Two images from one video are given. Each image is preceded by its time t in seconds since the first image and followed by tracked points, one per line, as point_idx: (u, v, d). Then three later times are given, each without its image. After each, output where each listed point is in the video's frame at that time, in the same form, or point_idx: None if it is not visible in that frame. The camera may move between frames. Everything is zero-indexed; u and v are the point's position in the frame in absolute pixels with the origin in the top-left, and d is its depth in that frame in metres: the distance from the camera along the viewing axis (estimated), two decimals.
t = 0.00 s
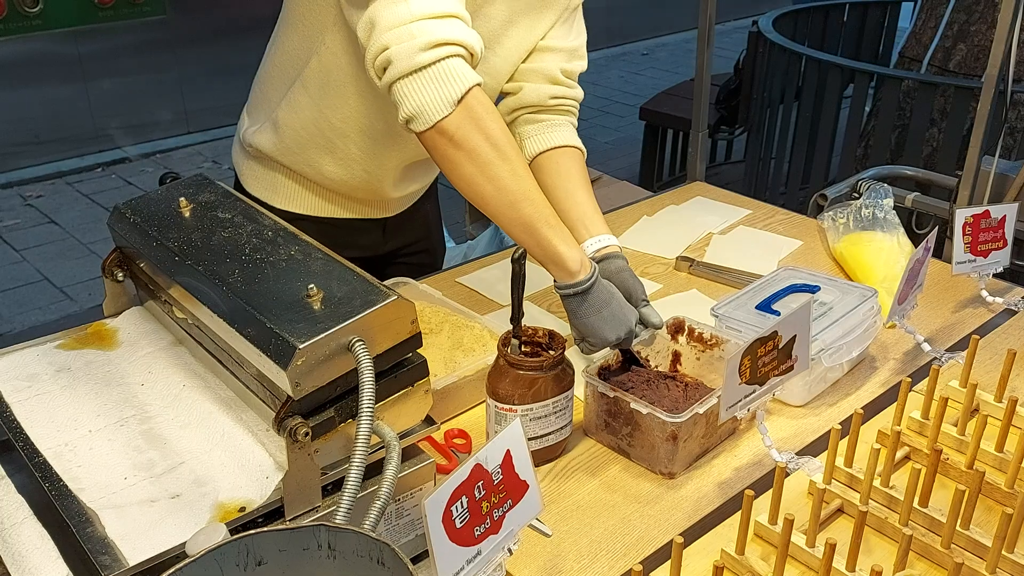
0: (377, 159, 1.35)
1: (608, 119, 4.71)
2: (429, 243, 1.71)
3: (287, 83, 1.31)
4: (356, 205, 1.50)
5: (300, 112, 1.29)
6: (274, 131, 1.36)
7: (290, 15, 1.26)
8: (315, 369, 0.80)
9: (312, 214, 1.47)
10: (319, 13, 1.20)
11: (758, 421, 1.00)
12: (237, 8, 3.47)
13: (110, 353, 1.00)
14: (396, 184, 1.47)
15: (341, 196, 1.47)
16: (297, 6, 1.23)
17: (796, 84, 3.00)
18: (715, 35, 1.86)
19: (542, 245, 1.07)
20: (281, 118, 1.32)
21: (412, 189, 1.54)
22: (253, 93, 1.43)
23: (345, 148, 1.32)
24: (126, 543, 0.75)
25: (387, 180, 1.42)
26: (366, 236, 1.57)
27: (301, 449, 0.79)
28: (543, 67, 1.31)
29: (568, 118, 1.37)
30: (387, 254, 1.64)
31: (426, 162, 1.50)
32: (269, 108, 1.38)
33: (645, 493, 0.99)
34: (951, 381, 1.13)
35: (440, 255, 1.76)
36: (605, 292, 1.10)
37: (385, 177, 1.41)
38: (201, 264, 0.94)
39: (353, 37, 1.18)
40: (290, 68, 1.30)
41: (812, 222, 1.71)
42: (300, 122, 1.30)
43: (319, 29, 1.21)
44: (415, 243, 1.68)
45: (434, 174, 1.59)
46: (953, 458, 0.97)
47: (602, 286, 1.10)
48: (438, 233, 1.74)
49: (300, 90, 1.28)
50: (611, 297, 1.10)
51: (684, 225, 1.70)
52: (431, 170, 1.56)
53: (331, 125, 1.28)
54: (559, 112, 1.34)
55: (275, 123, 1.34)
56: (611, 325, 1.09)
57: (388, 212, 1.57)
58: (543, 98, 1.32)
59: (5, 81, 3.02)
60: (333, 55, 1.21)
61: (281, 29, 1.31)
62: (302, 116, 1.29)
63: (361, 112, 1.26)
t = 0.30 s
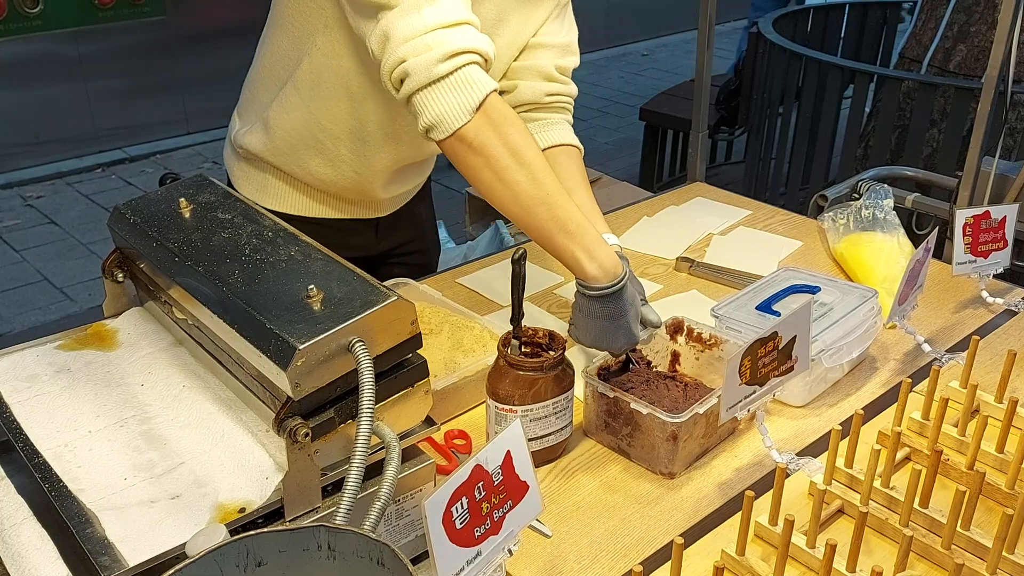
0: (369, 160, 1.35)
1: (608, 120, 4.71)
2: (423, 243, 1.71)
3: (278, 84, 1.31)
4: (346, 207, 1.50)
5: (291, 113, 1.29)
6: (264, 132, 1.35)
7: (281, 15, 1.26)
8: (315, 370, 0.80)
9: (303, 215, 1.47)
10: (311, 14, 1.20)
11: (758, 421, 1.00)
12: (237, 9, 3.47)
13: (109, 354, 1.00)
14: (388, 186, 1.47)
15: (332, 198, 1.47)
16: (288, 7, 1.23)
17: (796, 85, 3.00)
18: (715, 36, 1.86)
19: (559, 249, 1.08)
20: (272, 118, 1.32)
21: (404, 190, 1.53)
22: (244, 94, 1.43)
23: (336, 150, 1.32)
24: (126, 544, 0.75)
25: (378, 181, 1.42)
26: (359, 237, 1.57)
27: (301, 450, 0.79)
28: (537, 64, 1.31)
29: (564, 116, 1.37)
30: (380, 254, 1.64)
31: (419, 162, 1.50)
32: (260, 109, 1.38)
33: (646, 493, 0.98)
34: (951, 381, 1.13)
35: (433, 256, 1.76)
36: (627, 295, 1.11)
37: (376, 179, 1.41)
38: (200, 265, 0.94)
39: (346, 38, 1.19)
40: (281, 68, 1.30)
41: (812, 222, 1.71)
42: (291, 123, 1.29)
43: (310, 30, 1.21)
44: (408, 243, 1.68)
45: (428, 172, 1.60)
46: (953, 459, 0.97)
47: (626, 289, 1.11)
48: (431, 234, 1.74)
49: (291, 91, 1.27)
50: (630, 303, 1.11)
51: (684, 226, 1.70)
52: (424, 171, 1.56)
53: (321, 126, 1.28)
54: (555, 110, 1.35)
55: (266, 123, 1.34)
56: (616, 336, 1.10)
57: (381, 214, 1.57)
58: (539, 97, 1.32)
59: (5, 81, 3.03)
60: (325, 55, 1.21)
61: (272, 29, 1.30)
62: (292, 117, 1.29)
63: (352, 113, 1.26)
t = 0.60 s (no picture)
0: (362, 158, 1.35)
1: (608, 120, 4.71)
2: (416, 244, 1.71)
3: (268, 84, 1.30)
4: (340, 208, 1.49)
5: (283, 113, 1.28)
6: (255, 134, 1.35)
7: (270, 14, 1.26)
8: (314, 371, 0.80)
9: (296, 217, 1.46)
10: (300, 12, 1.20)
11: (759, 421, 1.00)
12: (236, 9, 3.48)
13: (109, 354, 1.00)
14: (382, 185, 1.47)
15: (325, 198, 1.46)
16: (276, 5, 1.23)
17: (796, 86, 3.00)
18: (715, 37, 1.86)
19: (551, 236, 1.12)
20: (263, 119, 1.31)
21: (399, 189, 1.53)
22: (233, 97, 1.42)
23: (330, 148, 1.32)
24: (125, 545, 0.75)
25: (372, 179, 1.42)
26: (351, 238, 1.57)
27: (301, 451, 0.79)
28: (530, 63, 1.31)
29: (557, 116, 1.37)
30: (373, 255, 1.65)
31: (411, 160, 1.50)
32: (251, 110, 1.37)
33: (646, 494, 0.98)
34: (952, 382, 1.13)
35: (426, 255, 1.77)
36: (623, 272, 1.16)
37: (370, 178, 1.41)
38: (200, 265, 0.94)
39: (337, 35, 1.19)
40: (271, 68, 1.29)
41: (813, 223, 1.71)
42: (283, 123, 1.29)
43: (300, 28, 1.21)
44: (401, 243, 1.68)
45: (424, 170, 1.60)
46: (954, 460, 0.97)
47: (621, 267, 1.16)
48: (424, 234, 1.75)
49: (282, 90, 1.27)
50: (627, 279, 1.16)
51: (684, 226, 1.70)
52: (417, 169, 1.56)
53: (315, 125, 1.28)
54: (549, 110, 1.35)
55: (258, 124, 1.33)
56: (616, 316, 1.16)
57: (374, 214, 1.56)
58: (533, 95, 1.32)
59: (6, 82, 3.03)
60: (316, 52, 1.21)
61: (260, 29, 1.30)
62: (285, 117, 1.28)
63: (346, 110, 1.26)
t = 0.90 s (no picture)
0: (356, 160, 1.35)
1: (609, 122, 4.71)
2: (414, 246, 1.72)
3: (256, 90, 1.30)
4: (335, 215, 1.49)
5: (274, 119, 1.29)
6: (248, 142, 1.35)
7: (254, 22, 1.26)
8: (315, 373, 0.80)
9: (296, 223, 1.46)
10: (284, 17, 1.20)
11: (759, 424, 1.00)
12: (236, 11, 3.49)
13: (110, 356, 1.00)
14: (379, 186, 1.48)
15: (324, 203, 1.46)
16: (260, 12, 1.23)
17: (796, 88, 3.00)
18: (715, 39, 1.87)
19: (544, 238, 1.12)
20: (255, 128, 1.31)
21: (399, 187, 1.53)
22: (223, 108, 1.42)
23: (323, 153, 1.32)
24: (126, 547, 0.75)
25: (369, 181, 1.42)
26: (351, 239, 1.57)
27: (301, 454, 0.79)
28: (507, 57, 1.37)
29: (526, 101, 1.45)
30: (371, 259, 1.65)
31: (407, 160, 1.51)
32: (241, 119, 1.37)
33: (647, 497, 0.98)
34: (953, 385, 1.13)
35: (424, 258, 1.77)
36: (618, 264, 1.16)
37: (366, 180, 1.41)
38: (200, 267, 0.93)
39: (322, 36, 1.20)
40: (259, 76, 1.29)
41: (814, 225, 1.71)
42: (276, 129, 1.29)
43: (284, 33, 1.22)
44: (400, 244, 1.68)
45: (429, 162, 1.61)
46: (955, 463, 0.97)
47: (616, 259, 1.16)
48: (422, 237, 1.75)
49: (271, 97, 1.27)
50: (622, 272, 1.16)
51: (685, 228, 1.70)
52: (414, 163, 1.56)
53: (307, 129, 1.29)
54: (521, 99, 1.43)
55: (249, 133, 1.33)
56: (612, 309, 1.17)
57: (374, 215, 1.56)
58: (509, 89, 1.39)
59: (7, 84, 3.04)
60: (304, 57, 1.22)
61: (245, 37, 1.31)
62: (278, 123, 1.29)
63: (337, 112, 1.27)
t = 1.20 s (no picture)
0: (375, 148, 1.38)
1: (609, 125, 4.71)
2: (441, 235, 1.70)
3: (268, 94, 1.35)
4: (372, 209, 1.52)
5: (292, 124, 1.34)
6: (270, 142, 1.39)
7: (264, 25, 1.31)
8: (315, 375, 0.80)
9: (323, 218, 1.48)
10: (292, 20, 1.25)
11: (759, 426, 1.00)
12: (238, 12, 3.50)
13: (110, 358, 1.00)
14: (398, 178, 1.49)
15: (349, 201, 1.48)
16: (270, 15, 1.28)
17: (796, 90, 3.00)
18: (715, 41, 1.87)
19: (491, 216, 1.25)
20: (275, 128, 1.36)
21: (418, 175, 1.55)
22: (245, 114, 1.47)
23: (339, 146, 1.36)
24: (126, 549, 0.75)
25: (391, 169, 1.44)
26: (375, 230, 1.56)
27: (302, 456, 0.80)
28: (524, 40, 1.49)
29: (554, 82, 1.55)
30: (396, 251, 1.64)
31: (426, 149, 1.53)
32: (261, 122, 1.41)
33: (647, 499, 0.98)
34: (952, 387, 1.13)
35: (452, 249, 1.75)
36: (555, 211, 1.26)
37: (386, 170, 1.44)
38: (201, 269, 0.94)
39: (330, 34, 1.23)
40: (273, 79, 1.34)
41: (813, 227, 1.71)
42: (294, 125, 1.34)
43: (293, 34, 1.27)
44: (426, 234, 1.67)
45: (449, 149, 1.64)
46: (954, 465, 0.97)
47: (551, 208, 1.26)
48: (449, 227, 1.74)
49: (287, 95, 1.32)
50: (556, 225, 1.26)
51: (685, 230, 1.70)
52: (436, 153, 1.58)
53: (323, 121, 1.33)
54: (543, 80, 1.53)
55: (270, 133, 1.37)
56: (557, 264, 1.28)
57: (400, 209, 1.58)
58: (528, 71, 1.51)
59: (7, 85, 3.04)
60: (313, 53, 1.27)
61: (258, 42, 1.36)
62: (295, 119, 1.33)
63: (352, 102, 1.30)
